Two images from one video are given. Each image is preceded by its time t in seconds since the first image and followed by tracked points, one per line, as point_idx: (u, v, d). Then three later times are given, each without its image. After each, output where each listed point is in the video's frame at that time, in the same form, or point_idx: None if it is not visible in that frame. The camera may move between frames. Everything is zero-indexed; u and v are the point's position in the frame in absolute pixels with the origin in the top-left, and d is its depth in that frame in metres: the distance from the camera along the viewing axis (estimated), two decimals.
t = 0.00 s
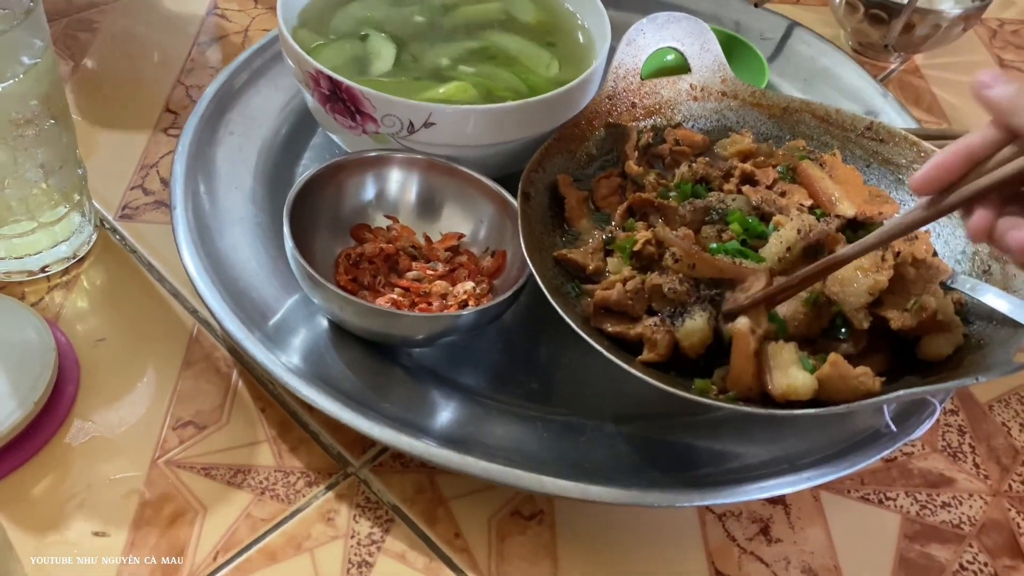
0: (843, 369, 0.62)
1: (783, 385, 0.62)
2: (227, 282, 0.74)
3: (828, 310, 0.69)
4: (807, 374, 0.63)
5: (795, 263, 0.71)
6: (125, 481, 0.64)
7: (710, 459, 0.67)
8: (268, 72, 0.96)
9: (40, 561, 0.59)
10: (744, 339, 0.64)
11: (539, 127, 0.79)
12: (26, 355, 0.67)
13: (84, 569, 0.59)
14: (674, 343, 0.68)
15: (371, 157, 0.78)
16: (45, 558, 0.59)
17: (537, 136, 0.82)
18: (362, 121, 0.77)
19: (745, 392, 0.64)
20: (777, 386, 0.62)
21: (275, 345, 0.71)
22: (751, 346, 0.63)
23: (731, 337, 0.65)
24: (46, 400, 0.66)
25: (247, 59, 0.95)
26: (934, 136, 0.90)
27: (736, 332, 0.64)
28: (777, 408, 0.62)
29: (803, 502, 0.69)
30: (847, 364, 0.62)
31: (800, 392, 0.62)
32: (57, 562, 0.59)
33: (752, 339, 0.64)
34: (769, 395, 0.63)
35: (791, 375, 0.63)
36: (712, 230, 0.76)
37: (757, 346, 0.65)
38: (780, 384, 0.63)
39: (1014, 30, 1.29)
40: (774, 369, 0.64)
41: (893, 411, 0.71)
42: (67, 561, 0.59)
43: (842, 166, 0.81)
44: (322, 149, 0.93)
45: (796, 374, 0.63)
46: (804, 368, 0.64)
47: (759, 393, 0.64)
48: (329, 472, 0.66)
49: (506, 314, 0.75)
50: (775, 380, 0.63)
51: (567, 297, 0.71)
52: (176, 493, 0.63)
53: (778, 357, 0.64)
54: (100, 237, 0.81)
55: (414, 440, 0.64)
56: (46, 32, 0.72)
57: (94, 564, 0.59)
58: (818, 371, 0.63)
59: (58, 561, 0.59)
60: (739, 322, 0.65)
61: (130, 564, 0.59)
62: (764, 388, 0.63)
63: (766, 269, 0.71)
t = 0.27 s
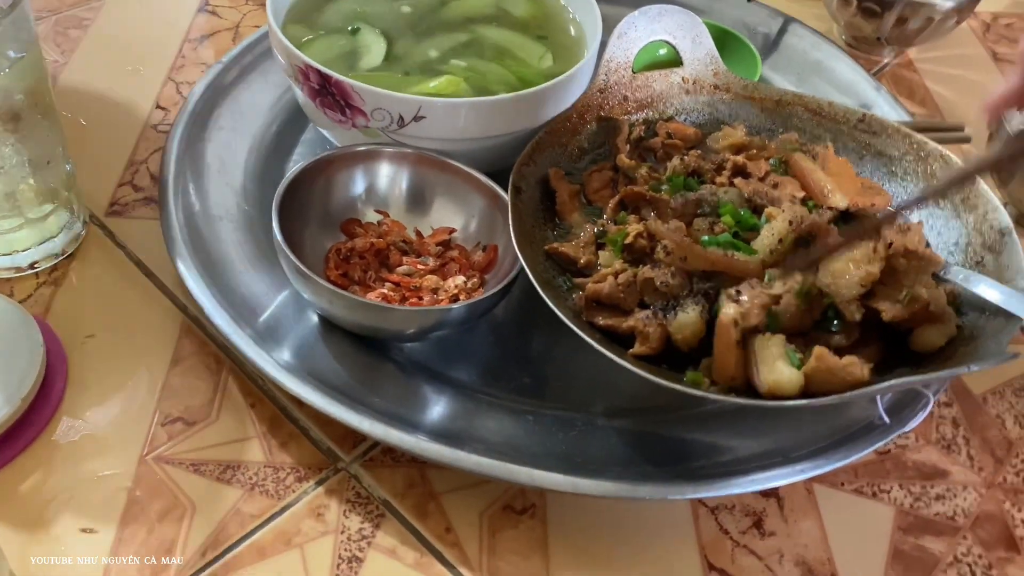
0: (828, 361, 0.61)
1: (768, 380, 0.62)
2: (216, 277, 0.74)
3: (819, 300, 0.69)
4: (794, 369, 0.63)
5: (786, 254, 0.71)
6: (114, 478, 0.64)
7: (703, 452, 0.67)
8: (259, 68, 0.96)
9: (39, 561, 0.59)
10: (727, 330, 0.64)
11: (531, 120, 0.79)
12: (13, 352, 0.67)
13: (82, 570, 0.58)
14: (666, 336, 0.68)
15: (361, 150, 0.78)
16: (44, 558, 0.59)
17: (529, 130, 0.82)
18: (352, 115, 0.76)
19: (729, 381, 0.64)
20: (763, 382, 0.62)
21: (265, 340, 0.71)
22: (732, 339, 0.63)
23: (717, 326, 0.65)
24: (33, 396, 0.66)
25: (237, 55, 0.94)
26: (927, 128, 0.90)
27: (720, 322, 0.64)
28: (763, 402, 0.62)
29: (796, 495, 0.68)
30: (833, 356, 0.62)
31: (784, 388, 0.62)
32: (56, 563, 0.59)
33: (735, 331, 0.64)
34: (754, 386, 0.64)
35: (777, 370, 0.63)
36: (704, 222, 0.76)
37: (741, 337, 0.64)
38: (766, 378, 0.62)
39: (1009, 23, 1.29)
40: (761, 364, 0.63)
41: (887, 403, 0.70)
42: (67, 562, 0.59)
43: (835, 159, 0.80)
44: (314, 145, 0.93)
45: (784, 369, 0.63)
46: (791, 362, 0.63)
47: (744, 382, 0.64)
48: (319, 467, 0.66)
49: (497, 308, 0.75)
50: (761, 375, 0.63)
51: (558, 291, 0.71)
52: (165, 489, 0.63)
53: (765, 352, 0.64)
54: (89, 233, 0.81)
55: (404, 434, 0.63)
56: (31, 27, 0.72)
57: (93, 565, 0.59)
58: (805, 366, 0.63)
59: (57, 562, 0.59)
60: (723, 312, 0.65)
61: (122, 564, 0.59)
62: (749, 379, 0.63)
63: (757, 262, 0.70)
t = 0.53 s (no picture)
0: (822, 351, 0.62)
1: (761, 368, 0.62)
2: (208, 271, 0.74)
3: (811, 289, 0.69)
4: (787, 359, 0.63)
5: (780, 245, 0.73)
6: (106, 472, 0.63)
7: (696, 443, 0.67)
8: (251, 63, 0.95)
9: (39, 561, 0.58)
10: (717, 321, 0.63)
11: (523, 113, 0.78)
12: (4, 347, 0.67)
13: (81, 571, 0.58)
14: (659, 327, 0.68)
15: (352, 144, 0.77)
16: (44, 558, 0.58)
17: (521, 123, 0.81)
18: (343, 108, 0.76)
19: (723, 372, 0.64)
20: (756, 370, 0.62)
21: (257, 334, 0.70)
22: (725, 329, 0.63)
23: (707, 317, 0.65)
24: (24, 391, 0.65)
25: (229, 50, 0.94)
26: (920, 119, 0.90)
27: (712, 313, 0.64)
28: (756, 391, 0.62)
29: (790, 485, 0.68)
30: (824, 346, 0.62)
31: (776, 376, 0.62)
32: (57, 563, 0.58)
33: (726, 322, 0.63)
34: (746, 375, 0.63)
35: (770, 358, 0.63)
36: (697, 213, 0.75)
37: (732, 327, 0.64)
38: (758, 367, 0.63)
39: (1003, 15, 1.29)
40: (753, 351, 0.63)
41: (881, 392, 0.70)
42: (66, 562, 0.58)
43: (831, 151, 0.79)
44: (306, 140, 0.93)
45: (776, 358, 0.63)
46: (783, 350, 0.63)
47: (737, 371, 0.64)
48: (312, 460, 0.65)
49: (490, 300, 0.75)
50: (754, 364, 0.63)
51: (550, 283, 0.71)
52: (158, 483, 0.63)
53: (757, 339, 0.64)
54: (81, 229, 0.81)
55: (397, 427, 0.63)
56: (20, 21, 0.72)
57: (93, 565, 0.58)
58: (797, 354, 0.63)
59: (58, 562, 0.58)
60: (713, 302, 0.65)
61: (115, 565, 0.58)
62: (742, 370, 0.63)
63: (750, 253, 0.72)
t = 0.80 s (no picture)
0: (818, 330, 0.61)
1: (756, 350, 0.61)
2: (199, 253, 0.73)
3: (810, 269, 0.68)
4: (783, 340, 0.62)
5: (778, 225, 0.72)
6: (96, 456, 0.62)
7: (695, 423, 0.66)
8: (243, 46, 0.94)
9: (40, 562, 0.56)
10: (712, 302, 0.62)
11: (520, 92, 0.77)
12: None
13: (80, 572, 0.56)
14: (649, 306, 0.67)
15: (345, 122, 0.76)
16: (44, 558, 0.57)
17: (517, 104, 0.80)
18: (336, 88, 0.75)
19: (719, 354, 0.63)
20: (751, 352, 0.61)
21: (249, 315, 0.69)
22: (720, 310, 0.62)
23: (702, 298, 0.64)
24: (12, 375, 0.64)
25: (222, 32, 0.93)
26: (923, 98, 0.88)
27: (706, 295, 0.63)
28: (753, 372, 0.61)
29: (792, 467, 0.67)
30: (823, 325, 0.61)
31: (773, 356, 0.61)
32: (57, 563, 0.57)
33: (720, 303, 0.62)
34: (742, 358, 0.62)
35: (766, 339, 0.62)
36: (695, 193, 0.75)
37: (726, 308, 0.63)
38: (754, 348, 0.61)
39: None
40: (749, 333, 0.62)
41: (883, 372, 0.69)
42: (65, 561, 0.57)
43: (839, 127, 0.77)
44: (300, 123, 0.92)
45: (772, 339, 0.62)
46: (780, 332, 0.62)
47: (733, 354, 0.63)
48: (305, 443, 0.64)
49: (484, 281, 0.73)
50: (749, 345, 0.62)
51: (546, 265, 0.70)
52: (148, 467, 0.62)
53: (754, 321, 0.62)
54: (72, 213, 0.79)
55: (391, 407, 0.62)
56: None
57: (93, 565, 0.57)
58: (795, 335, 0.62)
59: (58, 562, 0.57)
60: (707, 284, 0.64)
61: (105, 564, 0.57)
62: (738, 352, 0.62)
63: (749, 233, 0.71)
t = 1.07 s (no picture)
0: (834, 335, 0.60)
1: (772, 355, 0.61)
2: (215, 256, 0.73)
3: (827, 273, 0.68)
4: (798, 344, 0.61)
5: (793, 226, 0.72)
6: (114, 459, 0.63)
7: (712, 425, 0.66)
8: (254, 47, 0.94)
9: (40, 561, 0.57)
10: (727, 305, 0.62)
11: (533, 93, 0.77)
12: (9, 334, 0.66)
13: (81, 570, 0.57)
14: (666, 309, 0.67)
15: (359, 124, 0.76)
16: (44, 558, 0.57)
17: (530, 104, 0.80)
18: (350, 89, 0.75)
19: (735, 357, 0.62)
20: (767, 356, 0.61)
21: (265, 318, 0.69)
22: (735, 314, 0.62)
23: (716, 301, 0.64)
24: (30, 378, 0.65)
25: (233, 33, 0.93)
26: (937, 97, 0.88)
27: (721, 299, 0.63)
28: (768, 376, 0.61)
29: (808, 468, 0.67)
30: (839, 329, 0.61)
31: (789, 362, 0.60)
32: (57, 563, 0.57)
33: (736, 307, 0.62)
34: (758, 362, 0.62)
35: (781, 344, 0.62)
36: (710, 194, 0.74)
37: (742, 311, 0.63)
38: (769, 353, 0.61)
39: None
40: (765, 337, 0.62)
41: (899, 372, 0.69)
42: (67, 562, 0.57)
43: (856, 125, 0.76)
44: (312, 123, 0.91)
45: (787, 343, 0.62)
46: (795, 337, 0.62)
47: (749, 357, 0.63)
48: (323, 446, 0.64)
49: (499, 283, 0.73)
50: (765, 350, 0.62)
51: (560, 267, 0.70)
52: (166, 470, 0.62)
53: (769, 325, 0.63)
54: (86, 216, 0.80)
55: (408, 411, 0.62)
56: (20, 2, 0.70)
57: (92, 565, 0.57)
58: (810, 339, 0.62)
59: (58, 562, 0.57)
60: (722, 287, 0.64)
61: (121, 565, 0.57)
62: (754, 355, 0.62)
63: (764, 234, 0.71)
